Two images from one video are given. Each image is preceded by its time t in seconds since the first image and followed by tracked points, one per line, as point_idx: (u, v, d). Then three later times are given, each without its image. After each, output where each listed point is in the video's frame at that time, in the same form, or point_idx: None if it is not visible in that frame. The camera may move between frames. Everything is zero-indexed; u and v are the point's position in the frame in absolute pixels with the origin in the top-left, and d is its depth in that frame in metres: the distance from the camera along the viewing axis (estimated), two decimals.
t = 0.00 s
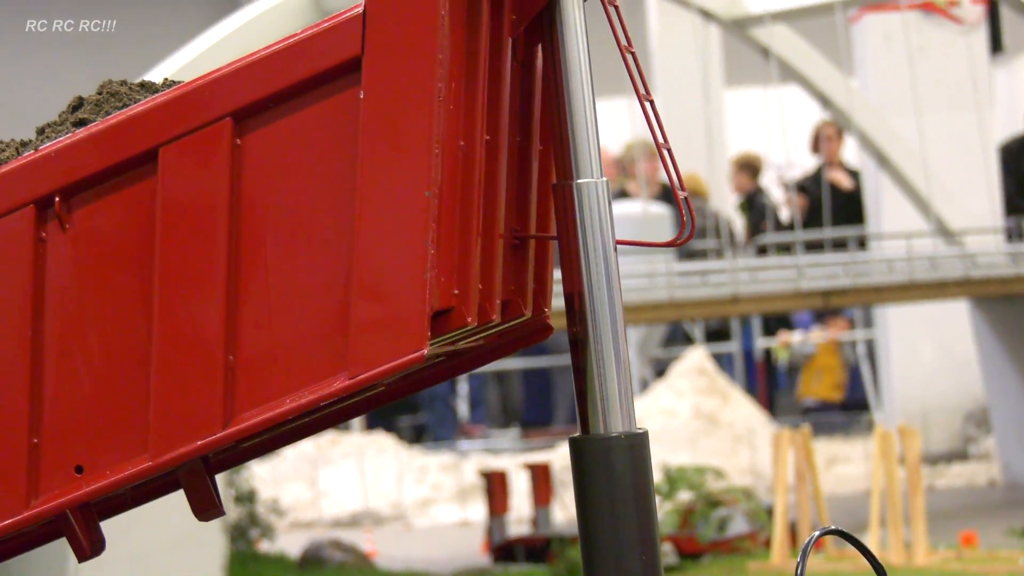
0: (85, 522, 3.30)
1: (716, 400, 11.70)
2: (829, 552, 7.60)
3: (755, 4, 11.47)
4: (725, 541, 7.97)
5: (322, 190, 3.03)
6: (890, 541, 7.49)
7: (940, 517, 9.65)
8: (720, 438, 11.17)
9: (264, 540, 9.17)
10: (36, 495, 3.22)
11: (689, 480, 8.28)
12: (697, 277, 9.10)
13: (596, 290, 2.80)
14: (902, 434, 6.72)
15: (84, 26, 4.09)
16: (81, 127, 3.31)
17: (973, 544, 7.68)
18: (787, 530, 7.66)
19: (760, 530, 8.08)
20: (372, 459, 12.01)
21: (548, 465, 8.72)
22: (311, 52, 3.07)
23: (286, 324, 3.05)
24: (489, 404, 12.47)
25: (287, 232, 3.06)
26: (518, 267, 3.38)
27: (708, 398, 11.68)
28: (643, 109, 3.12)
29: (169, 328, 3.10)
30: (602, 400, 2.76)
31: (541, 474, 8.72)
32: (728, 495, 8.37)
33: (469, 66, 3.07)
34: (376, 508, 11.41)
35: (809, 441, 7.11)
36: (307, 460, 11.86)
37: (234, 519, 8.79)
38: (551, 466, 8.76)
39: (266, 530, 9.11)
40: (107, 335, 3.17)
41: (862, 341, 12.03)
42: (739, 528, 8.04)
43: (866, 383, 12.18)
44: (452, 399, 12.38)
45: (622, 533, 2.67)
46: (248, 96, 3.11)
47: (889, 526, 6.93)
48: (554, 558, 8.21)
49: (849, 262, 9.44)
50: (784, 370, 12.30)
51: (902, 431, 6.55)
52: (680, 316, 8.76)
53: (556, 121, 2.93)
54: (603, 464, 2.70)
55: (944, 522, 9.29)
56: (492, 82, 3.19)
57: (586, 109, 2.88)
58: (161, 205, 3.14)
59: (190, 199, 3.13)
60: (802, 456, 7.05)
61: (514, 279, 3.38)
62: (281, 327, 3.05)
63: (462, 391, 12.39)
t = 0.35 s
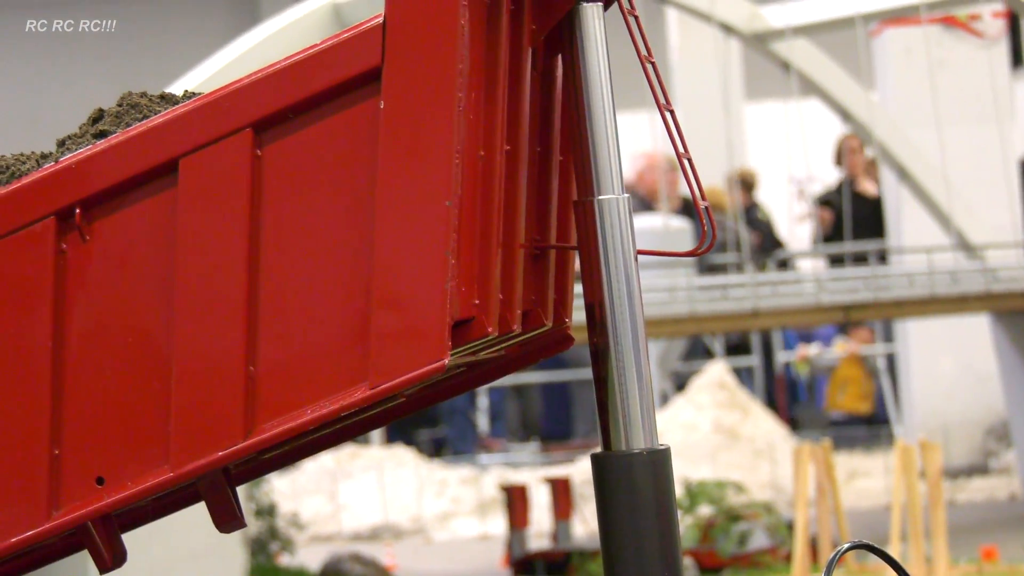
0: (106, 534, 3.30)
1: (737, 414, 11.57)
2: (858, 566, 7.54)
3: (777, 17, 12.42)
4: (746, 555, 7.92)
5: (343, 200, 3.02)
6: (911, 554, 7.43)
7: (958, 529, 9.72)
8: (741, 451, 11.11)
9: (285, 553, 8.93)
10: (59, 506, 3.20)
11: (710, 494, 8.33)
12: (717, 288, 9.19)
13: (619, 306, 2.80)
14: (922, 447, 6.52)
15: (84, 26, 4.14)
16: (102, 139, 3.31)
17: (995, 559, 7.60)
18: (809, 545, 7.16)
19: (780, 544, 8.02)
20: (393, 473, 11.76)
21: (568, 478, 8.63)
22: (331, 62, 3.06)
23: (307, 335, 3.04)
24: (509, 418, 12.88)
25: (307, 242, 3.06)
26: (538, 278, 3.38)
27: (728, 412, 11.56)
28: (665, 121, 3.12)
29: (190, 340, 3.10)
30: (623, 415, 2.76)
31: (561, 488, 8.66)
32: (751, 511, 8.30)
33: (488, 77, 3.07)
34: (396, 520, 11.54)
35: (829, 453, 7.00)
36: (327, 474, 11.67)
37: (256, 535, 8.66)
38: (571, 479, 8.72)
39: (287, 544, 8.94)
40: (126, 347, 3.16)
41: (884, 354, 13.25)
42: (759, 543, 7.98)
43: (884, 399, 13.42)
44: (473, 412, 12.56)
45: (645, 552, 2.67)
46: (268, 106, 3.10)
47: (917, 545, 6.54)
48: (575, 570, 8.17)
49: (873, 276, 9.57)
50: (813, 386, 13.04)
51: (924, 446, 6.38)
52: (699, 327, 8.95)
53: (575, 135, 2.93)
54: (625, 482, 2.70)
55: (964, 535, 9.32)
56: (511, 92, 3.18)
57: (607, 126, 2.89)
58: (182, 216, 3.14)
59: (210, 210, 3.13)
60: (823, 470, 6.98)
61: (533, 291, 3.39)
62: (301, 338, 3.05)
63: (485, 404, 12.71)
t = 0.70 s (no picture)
0: (127, 546, 3.30)
1: (756, 427, 11.55)
2: None
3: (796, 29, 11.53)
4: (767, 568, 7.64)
5: (361, 209, 3.00)
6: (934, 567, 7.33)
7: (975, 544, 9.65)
8: (760, 465, 11.10)
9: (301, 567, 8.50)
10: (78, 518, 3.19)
11: (729, 508, 8.27)
12: (736, 298, 8.52)
13: (640, 319, 2.80)
14: (942, 462, 6.45)
15: (83, 26, 4.30)
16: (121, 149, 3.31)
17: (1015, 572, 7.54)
18: (830, 561, 7.12)
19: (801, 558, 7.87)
20: (412, 488, 11.42)
21: (587, 493, 8.56)
22: (349, 71, 3.05)
23: (325, 345, 3.02)
24: (528, 430, 12.59)
25: (326, 253, 3.03)
26: (558, 287, 3.37)
27: (748, 425, 11.53)
28: (684, 128, 3.16)
29: (207, 350, 3.08)
30: (645, 429, 2.76)
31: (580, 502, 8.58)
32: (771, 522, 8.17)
33: (507, 84, 3.04)
34: (414, 533, 10.86)
35: (848, 469, 6.96)
36: (346, 487, 11.34)
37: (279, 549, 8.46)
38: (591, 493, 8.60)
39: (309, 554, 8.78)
40: (146, 358, 3.15)
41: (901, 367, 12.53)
42: (780, 555, 7.69)
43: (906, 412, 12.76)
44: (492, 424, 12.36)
45: (666, 565, 2.67)
46: (286, 115, 3.10)
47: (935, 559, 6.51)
48: None
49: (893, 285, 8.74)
50: (838, 399, 12.85)
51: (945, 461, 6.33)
52: (720, 340, 8.38)
53: (595, 146, 2.95)
54: (647, 495, 2.70)
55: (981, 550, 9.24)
56: (529, 97, 3.16)
57: (627, 136, 2.90)
58: (201, 226, 3.13)
59: (228, 220, 3.12)
60: (844, 487, 6.94)
61: (553, 300, 3.37)
62: (320, 348, 3.02)
63: (502, 417, 12.41)
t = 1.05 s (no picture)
0: (170, 545, 3.47)
1: (765, 433, 11.69)
2: None
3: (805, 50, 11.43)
4: (776, 568, 7.81)
5: (391, 222, 3.16)
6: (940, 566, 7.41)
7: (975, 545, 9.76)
8: (769, 469, 11.26)
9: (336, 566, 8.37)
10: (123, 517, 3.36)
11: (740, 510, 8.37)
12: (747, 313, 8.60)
13: (658, 331, 2.96)
14: (945, 465, 6.61)
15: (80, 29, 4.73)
16: (162, 165, 3.48)
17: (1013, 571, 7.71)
18: (838, 559, 7.26)
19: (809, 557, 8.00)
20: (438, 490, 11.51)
21: (605, 495, 8.69)
22: (379, 90, 3.21)
23: (358, 352, 3.18)
24: (548, 436, 13.38)
25: (358, 264, 3.20)
26: (581, 295, 3.53)
27: (758, 431, 11.67)
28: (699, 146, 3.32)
29: (245, 356, 3.25)
30: (664, 439, 2.92)
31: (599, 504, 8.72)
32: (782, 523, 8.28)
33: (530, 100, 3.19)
34: (440, 535, 10.94)
35: (856, 471, 7.11)
36: (375, 490, 11.33)
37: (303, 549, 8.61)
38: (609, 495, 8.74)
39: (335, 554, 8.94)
40: (187, 364, 3.32)
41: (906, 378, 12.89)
42: (789, 556, 7.87)
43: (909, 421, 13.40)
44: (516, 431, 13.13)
45: (684, 565, 2.83)
46: (320, 133, 3.26)
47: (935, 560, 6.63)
48: None
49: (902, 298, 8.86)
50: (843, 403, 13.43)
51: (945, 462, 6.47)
52: (730, 351, 8.45)
53: (615, 164, 3.10)
54: (666, 500, 2.86)
55: (981, 551, 9.33)
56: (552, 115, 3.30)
57: (645, 154, 3.07)
58: (239, 238, 3.31)
59: (264, 232, 3.28)
60: (850, 489, 7.08)
61: (576, 308, 3.52)
62: (353, 354, 3.18)
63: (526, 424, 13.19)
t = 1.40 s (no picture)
0: (216, 531, 3.68)
1: (775, 431, 11.82)
2: (887, 566, 7.45)
3: (812, 74, 13.34)
4: (785, 559, 8.13)
5: (426, 226, 3.38)
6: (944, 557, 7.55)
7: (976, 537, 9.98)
8: (778, 466, 11.48)
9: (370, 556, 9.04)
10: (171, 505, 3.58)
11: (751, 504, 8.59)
12: (759, 318, 9.54)
13: (678, 333, 3.17)
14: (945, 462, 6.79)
15: None
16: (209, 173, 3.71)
17: (1009, 561, 7.91)
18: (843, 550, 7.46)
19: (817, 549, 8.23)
20: (467, 485, 12.31)
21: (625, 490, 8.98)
22: (413, 102, 3.43)
23: (395, 348, 3.39)
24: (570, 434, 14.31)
25: (395, 265, 3.41)
26: (604, 295, 3.75)
27: (768, 429, 11.81)
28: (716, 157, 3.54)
29: (288, 352, 3.46)
30: (683, 436, 3.13)
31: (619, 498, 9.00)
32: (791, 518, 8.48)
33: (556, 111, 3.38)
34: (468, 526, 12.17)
35: (860, 468, 7.29)
36: (406, 486, 12.25)
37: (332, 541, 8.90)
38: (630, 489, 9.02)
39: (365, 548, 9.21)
40: (232, 359, 3.54)
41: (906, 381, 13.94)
42: (797, 548, 8.16)
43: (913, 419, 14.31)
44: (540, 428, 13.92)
45: (703, 552, 3.03)
46: (358, 142, 3.48)
47: (938, 551, 6.83)
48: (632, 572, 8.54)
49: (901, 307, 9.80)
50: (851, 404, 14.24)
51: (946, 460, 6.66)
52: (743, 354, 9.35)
53: (637, 175, 3.32)
54: (686, 494, 3.07)
55: (982, 543, 9.55)
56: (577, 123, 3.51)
57: (666, 166, 3.27)
58: (282, 242, 3.52)
59: (306, 235, 3.49)
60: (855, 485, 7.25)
61: (599, 308, 3.74)
62: (390, 350, 3.40)
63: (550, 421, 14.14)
